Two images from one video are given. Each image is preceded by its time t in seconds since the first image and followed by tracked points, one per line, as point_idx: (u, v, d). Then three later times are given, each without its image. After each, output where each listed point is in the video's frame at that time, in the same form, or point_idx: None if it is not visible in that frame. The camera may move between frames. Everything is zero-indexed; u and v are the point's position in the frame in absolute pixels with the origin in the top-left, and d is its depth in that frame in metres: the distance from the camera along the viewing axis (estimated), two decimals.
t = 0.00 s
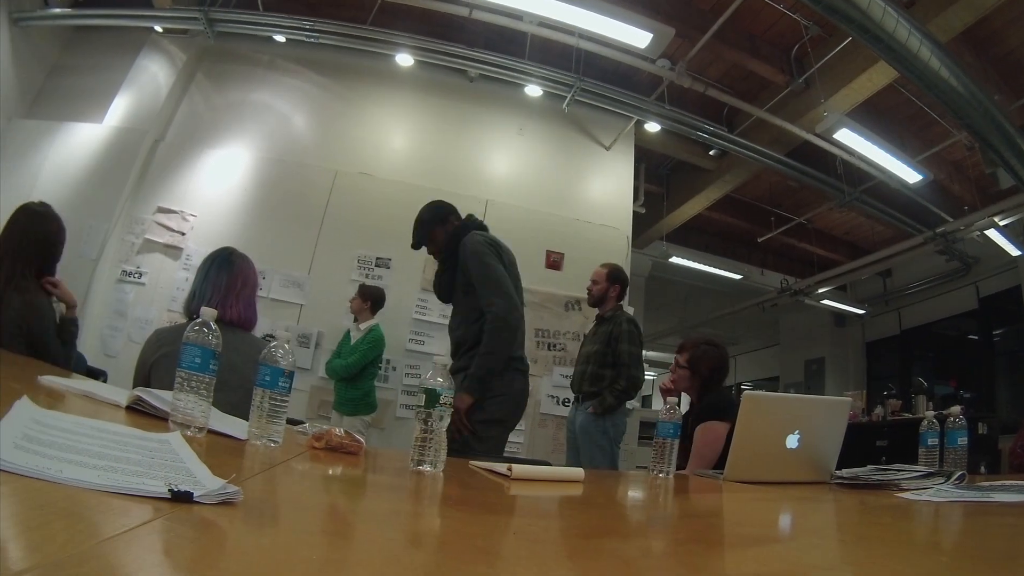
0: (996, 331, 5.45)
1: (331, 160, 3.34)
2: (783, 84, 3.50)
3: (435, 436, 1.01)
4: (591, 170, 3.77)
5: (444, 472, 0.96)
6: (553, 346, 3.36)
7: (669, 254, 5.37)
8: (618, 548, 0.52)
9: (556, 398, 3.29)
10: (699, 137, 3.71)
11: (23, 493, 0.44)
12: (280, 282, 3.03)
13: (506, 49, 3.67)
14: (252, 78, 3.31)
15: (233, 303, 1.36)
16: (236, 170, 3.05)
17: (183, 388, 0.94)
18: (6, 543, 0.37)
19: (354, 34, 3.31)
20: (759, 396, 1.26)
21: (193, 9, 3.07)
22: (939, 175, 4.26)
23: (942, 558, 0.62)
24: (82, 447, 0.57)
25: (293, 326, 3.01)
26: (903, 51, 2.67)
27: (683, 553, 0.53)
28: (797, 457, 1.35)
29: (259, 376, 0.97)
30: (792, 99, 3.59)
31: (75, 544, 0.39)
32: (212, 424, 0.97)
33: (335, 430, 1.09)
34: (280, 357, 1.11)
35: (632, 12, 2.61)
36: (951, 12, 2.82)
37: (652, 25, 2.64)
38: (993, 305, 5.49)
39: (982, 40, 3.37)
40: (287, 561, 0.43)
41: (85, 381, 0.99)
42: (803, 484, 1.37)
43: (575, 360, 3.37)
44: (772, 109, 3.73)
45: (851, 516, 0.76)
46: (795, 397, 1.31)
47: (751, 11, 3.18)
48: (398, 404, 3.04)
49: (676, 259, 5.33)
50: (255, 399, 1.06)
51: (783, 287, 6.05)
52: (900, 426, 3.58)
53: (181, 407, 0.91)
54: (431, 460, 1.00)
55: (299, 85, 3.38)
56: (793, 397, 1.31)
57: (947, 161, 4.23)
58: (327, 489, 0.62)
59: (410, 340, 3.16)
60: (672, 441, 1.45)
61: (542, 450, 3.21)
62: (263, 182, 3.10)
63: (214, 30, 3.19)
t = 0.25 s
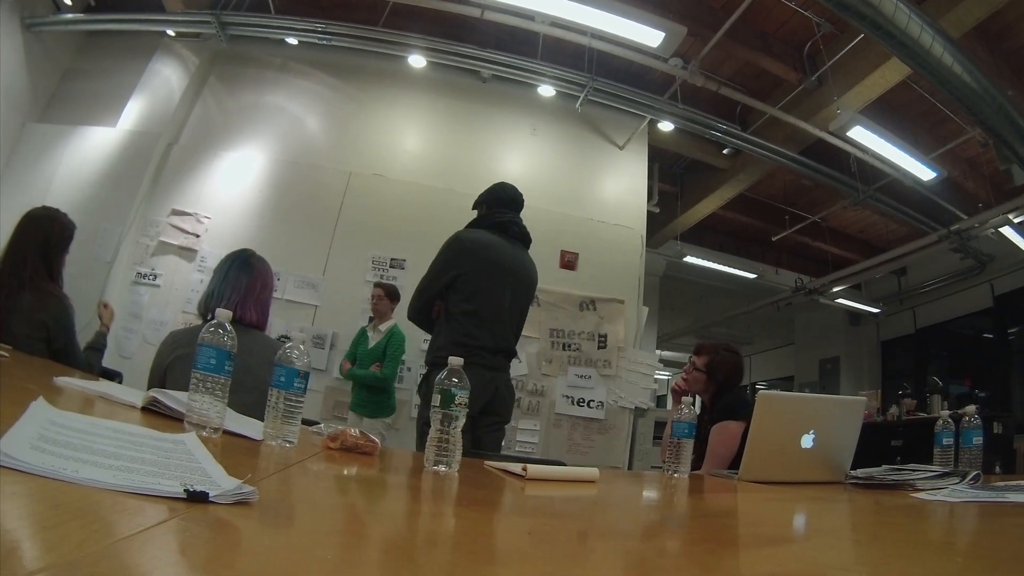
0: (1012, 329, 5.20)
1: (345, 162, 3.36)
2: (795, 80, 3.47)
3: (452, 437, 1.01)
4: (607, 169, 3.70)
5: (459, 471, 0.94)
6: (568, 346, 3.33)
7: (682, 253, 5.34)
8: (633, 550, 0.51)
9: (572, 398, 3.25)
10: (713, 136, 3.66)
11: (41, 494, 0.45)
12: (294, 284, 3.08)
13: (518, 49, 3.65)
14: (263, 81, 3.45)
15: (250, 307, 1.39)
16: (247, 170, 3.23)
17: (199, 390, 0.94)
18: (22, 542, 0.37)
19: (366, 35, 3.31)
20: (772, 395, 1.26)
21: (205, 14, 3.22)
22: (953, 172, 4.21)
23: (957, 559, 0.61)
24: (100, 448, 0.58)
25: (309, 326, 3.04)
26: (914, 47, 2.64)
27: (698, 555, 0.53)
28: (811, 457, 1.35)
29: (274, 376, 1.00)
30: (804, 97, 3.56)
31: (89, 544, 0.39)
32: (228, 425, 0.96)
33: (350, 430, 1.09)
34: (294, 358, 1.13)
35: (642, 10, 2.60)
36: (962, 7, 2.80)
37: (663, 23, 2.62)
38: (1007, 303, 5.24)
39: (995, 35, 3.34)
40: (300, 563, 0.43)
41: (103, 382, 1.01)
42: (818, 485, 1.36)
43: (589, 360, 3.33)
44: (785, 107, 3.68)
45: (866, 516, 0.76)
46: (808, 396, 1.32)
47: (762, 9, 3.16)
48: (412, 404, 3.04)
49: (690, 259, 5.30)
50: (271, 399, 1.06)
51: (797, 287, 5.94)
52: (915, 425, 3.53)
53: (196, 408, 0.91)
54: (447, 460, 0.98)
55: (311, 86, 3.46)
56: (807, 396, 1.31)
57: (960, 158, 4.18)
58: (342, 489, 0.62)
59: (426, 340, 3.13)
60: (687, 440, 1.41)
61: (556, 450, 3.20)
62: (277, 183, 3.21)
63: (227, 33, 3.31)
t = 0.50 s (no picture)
0: None
1: (355, 163, 3.38)
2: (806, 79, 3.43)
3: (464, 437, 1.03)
4: (617, 169, 3.69)
5: (471, 472, 0.96)
6: (579, 346, 3.31)
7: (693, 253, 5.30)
8: (644, 549, 0.52)
9: (584, 398, 3.23)
10: (723, 136, 3.61)
11: (54, 494, 0.45)
12: (305, 285, 3.09)
13: (527, 49, 3.64)
14: (273, 84, 3.48)
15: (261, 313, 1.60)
16: (260, 171, 3.24)
17: (211, 390, 0.92)
18: (37, 541, 0.38)
19: (375, 37, 3.33)
20: (785, 396, 1.25)
21: (213, 17, 3.24)
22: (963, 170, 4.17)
23: (967, 559, 0.61)
24: (112, 448, 0.58)
25: (320, 326, 3.05)
26: (925, 44, 2.63)
27: (708, 554, 0.53)
28: (821, 457, 1.35)
29: (287, 376, 1.00)
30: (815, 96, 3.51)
31: (102, 543, 0.40)
32: (238, 425, 0.96)
33: (362, 430, 1.10)
34: (306, 357, 1.12)
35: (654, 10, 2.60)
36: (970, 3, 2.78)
37: (673, 22, 2.62)
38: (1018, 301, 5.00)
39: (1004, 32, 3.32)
40: (312, 562, 0.43)
41: (115, 384, 1.02)
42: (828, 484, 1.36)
43: (601, 360, 3.30)
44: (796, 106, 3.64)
45: (878, 516, 0.76)
46: (821, 396, 1.30)
47: (770, 7, 3.14)
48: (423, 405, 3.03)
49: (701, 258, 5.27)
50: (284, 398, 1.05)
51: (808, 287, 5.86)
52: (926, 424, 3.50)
53: (209, 409, 0.90)
54: (459, 460, 1.00)
55: (321, 88, 3.49)
56: (820, 395, 1.30)
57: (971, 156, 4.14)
58: (355, 489, 0.63)
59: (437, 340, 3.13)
60: (699, 441, 1.44)
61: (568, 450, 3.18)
62: (287, 184, 3.23)
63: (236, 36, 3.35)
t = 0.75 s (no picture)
0: None
1: (368, 163, 3.40)
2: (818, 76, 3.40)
3: (480, 437, 1.04)
4: (630, 168, 3.66)
5: (485, 472, 0.96)
6: (594, 346, 3.30)
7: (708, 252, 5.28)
8: (658, 549, 0.52)
9: (597, 398, 3.24)
10: (737, 134, 3.57)
11: (71, 494, 0.46)
12: (320, 286, 3.12)
13: (538, 49, 3.63)
14: (285, 85, 3.50)
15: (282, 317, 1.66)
16: (272, 174, 3.27)
17: (226, 390, 0.91)
18: (52, 541, 0.38)
19: (386, 38, 3.34)
20: (800, 396, 1.25)
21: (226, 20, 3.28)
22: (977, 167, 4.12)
23: (984, 561, 0.60)
24: (127, 448, 0.59)
25: (334, 327, 3.07)
26: (935, 40, 2.61)
27: (723, 554, 0.52)
28: (836, 457, 1.34)
29: (301, 377, 1.01)
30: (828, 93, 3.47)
31: (116, 543, 0.40)
32: (253, 426, 0.96)
33: (376, 431, 1.10)
34: (320, 358, 1.12)
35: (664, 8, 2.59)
36: None
37: (684, 21, 2.60)
38: None
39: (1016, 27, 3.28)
40: (325, 562, 0.43)
41: (129, 384, 1.03)
42: (842, 484, 1.35)
43: (615, 360, 3.30)
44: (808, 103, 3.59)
45: (892, 517, 0.76)
46: (837, 396, 1.30)
47: (782, 5, 3.12)
48: (436, 404, 3.04)
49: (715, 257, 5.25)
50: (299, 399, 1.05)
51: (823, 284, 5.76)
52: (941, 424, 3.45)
53: (223, 409, 0.90)
54: (475, 460, 1.01)
55: (332, 89, 3.50)
56: (835, 395, 1.30)
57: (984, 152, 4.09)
58: (371, 489, 0.63)
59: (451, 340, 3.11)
60: (713, 441, 1.44)
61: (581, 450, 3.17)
62: (300, 185, 3.25)
63: (248, 38, 3.38)
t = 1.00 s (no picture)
0: None
1: (380, 164, 3.41)
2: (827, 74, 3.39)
3: (491, 436, 1.04)
4: (641, 168, 3.65)
5: (496, 472, 0.97)
6: (605, 346, 3.30)
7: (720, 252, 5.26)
8: (667, 549, 0.52)
9: (609, 398, 3.23)
10: (748, 133, 3.53)
11: (83, 494, 0.46)
12: (331, 286, 3.14)
13: (549, 49, 3.62)
14: (295, 87, 3.51)
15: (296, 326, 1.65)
16: (284, 176, 3.29)
17: (238, 390, 0.92)
18: (64, 541, 0.38)
19: (397, 40, 3.35)
20: (811, 395, 1.25)
21: (237, 23, 3.30)
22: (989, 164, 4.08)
23: (995, 561, 0.60)
24: (139, 448, 0.59)
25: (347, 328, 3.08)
26: (946, 38, 2.59)
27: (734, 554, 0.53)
28: (847, 457, 1.34)
29: (313, 377, 1.00)
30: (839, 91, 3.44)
31: (128, 543, 0.40)
32: (265, 425, 0.96)
33: (388, 430, 1.10)
34: (333, 358, 1.11)
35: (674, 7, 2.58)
36: None
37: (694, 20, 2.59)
38: None
39: None
40: (337, 562, 0.43)
41: (142, 385, 1.04)
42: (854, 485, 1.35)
43: (627, 359, 3.29)
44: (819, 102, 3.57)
45: (903, 517, 0.75)
46: (848, 396, 1.29)
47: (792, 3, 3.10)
48: (449, 404, 3.05)
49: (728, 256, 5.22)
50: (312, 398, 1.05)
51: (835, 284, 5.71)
52: (953, 423, 3.42)
53: (234, 409, 0.91)
54: (486, 460, 1.01)
55: (343, 90, 3.51)
56: (846, 395, 1.29)
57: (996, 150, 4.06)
58: (383, 490, 0.63)
59: (462, 341, 3.15)
60: (724, 441, 1.43)
61: (594, 450, 3.16)
62: (312, 187, 3.26)
63: (258, 40, 3.40)
